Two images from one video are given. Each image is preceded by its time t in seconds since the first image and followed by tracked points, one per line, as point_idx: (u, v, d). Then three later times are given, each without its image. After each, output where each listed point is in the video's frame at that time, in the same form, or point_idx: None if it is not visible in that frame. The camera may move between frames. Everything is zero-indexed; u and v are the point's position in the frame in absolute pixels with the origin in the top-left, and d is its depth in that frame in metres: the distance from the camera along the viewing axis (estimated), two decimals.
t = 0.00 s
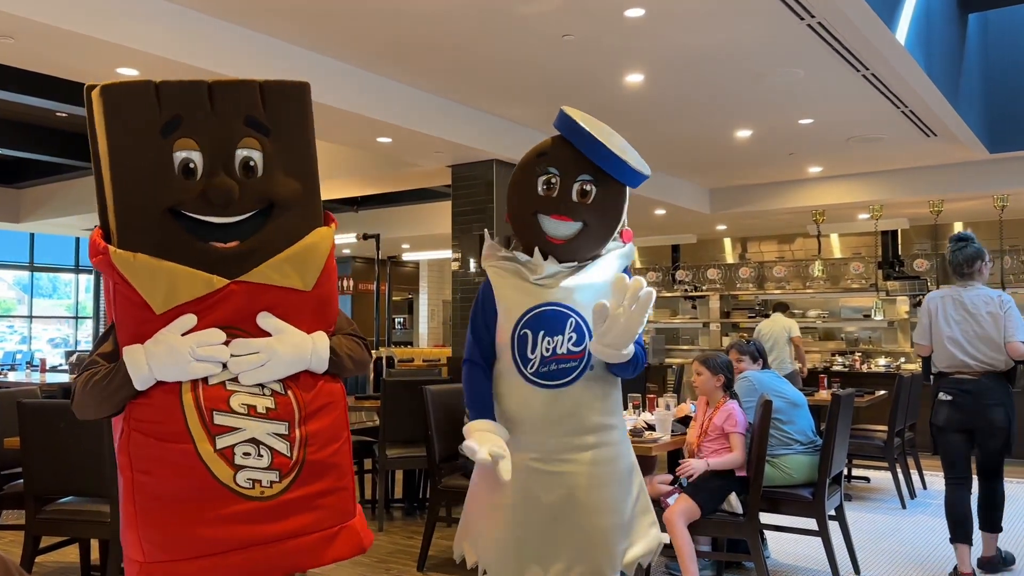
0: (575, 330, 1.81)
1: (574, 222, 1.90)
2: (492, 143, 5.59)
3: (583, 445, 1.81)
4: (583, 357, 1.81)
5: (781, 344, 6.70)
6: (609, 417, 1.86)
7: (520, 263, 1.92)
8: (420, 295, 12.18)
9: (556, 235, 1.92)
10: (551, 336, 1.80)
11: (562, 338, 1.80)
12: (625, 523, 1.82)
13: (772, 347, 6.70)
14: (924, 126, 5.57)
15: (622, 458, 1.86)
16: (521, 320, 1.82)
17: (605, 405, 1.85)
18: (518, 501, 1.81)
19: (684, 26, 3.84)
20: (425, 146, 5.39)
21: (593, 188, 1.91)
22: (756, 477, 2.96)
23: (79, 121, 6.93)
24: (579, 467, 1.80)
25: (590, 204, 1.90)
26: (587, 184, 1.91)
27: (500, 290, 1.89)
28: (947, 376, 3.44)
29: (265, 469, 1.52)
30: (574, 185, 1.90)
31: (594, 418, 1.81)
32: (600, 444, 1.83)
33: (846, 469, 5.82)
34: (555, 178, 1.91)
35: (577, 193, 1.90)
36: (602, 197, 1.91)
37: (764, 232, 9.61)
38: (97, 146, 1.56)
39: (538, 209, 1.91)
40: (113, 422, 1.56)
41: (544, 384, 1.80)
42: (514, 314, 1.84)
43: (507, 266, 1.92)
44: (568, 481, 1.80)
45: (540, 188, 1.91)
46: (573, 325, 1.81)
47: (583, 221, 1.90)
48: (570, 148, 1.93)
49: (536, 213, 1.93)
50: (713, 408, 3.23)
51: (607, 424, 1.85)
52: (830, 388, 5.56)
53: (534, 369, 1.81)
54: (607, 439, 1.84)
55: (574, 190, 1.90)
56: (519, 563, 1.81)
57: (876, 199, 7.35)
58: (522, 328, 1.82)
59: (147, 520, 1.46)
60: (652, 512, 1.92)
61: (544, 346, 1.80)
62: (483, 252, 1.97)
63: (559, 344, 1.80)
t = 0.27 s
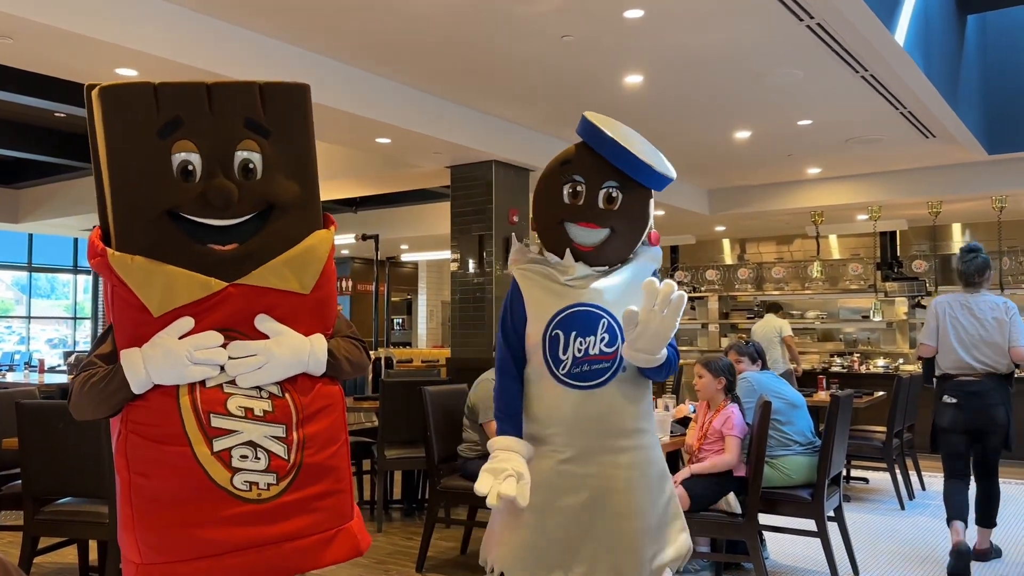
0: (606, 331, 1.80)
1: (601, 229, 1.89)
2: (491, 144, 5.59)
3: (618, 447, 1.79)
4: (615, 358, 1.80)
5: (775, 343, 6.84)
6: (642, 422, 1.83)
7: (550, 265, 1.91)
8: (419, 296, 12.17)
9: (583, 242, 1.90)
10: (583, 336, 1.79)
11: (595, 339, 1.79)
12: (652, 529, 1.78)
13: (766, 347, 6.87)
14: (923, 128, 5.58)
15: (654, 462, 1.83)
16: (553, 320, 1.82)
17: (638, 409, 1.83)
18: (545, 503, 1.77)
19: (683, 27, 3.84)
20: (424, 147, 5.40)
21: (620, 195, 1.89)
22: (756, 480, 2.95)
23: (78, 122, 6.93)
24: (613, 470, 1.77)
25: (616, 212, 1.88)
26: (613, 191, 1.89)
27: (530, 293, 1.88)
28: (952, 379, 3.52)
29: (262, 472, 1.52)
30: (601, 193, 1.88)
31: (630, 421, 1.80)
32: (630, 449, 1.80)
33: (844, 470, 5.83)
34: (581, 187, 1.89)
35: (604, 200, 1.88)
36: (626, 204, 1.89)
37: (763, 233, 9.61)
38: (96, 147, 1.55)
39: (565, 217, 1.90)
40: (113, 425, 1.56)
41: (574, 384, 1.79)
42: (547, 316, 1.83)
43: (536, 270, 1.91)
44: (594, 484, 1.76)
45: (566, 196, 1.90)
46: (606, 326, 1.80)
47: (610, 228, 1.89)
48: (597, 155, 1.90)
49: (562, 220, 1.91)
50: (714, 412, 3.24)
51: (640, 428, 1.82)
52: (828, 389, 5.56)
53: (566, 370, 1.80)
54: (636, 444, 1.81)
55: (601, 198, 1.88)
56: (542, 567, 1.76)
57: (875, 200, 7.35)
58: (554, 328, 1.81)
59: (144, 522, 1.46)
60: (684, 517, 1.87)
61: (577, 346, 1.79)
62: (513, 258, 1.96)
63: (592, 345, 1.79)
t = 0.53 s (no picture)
0: (614, 331, 1.80)
1: (616, 233, 1.88)
2: (490, 145, 5.59)
3: (620, 450, 1.79)
4: (622, 358, 1.80)
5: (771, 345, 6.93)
6: (648, 425, 1.83)
7: (561, 265, 1.91)
8: (418, 297, 12.18)
9: (597, 245, 1.90)
10: (590, 336, 1.79)
11: (601, 339, 1.79)
12: (654, 533, 1.77)
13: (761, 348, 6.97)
14: (922, 129, 5.59)
15: (655, 465, 1.83)
16: (559, 319, 1.82)
17: (645, 413, 1.83)
18: (549, 505, 1.77)
19: (683, 29, 3.85)
20: (423, 148, 5.40)
21: (637, 201, 1.89)
22: (756, 481, 2.95)
23: (76, 123, 6.92)
24: (613, 474, 1.77)
25: (632, 217, 1.88)
26: (631, 196, 1.88)
27: (538, 292, 1.89)
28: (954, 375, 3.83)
29: (263, 472, 1.51)
30: (618, 197, 1.88)
31: (632, 425, 1.79)
32: (634, 451, 1.80)
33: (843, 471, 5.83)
34: (599, 189, 1.88)
35: (621, 204, 1.88)
36: (644, 208, 1.89)
37: (762, 234, 9.62)
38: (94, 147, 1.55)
39: (581, 217, 1.90)
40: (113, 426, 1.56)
41: (581, 382, 1.79)
42: (555, 313, 1.83)
43: (546, 269, 1.91)
44: (599, 486, 1.76)
45: (583, 198, 1.90)
46: (613, 326, 1.80)
47: (626, 232, 1.89)
48: (618, 159, 1.90)
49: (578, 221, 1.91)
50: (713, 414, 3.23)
51: (647, 434, 1.83)
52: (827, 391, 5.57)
53: (571, 368, 1.80)
54: (639, 447, 1.81)
55: (618, 201, 1.88)
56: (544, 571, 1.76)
57: (874, 202, 7.36)
58: (560, 326, 1.81)
59: (145, 523, 1.45)
60: (681, 530, 1.86)
61: (583, 345, 1.79)
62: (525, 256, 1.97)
63: (598, 345, 1.79)
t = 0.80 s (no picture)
0: (612, 334, 1.80)
1: (620, 233, 1.89)
2: (489, 147, 5.59)
3: (615, 453, 1.78)
4: (619, 361, 1.80)
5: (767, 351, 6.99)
6: (647, 432, 1.83)
7: (563, 266, 1.92)
8: (417, 299, 12.18)
9: (601, 245, 1.91)
10: (588, 337, 1.80)
11: (600, 340, 1.80)
12: (648, 538, 1.75)
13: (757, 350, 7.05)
14: (921, 131, 5.60)
15: (654, 468, 1.83)
16: (557, 321, 1.82)
17: (641, 415, 1.83)
18: (547, 508, 1.77)
19: (682, 30, 3.85)
20: (423, 150, 5.40)
21: (643, 202, 1.89)
22: (756, 481, 2.95)
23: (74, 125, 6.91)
24: (607, 479, 1.77)
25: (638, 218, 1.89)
26: (637, 197, 1.89)
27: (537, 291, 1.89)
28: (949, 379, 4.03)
29: (264, 475, 1.51)
30: (625, 196, 1.88)
31: (629, 429, 1.79)
32: (634, 454, 1.80)
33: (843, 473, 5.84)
34: (606, 187, 1.89)
35: (627, 204, 1.88)
36: (650, 210, 1.90)
37: (761, 235, 9.63)
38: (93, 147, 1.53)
39: (586, 216, 1.91)
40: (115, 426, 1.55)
41: (577, 384, 1.80)
42: (553, 313, 1.84)
43: (547, 270, 1.92)
44: (601, 488, 1.76)
45: (590, 196, 1.91)
46: (611, 329, 1.80)
47: (630, 233, 1.89)
48: (627, 160, 1.91)
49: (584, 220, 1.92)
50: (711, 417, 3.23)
51: (641, 435, 1.82)
52: (827, 392, 5.57)
53: (569, 369, 1.80)
54: (637, 453, 1.80)
55: (624, 202, 1.88)
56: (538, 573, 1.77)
57: (873, 204, 7.36)
58: (559, 328, 1.82)
59: (145, 527, 1.45)
60: (677, 535, 1.86)
61: (581, 347, 1.80)
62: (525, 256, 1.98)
63: (597, 346, 1.79)
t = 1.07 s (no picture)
0: (609, 337, 1.81)
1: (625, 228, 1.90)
2: (488, 148, 5.59)
3: (616, 452, 1.78)
4: (617, 364, 1.81)
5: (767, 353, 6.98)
6: (644, 431, 1.83)
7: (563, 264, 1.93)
8: (416, 300, 12.18)
9: (604, 237, 1.91)
10: (585, 339, 1.81)
11: (597, 343, 1.81)
12: (648, 537, 1.76)
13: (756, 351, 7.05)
14: (920, 132, 5.60)
15: (652, 465, 1.83)
16: (555, 322, 1.84)
17: (640, 413, 1.83)
18: (548, 510, 1.77)
19: (681, 32, 3.86)
20: (422, 151, 5.40)
21: (650, 199, 1.90)
22: (756, 483, 2.95)
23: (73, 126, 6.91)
24: (607, 478, 1.76)
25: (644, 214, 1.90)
26: (644, 193, 1.90)
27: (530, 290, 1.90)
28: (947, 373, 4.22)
29: (269, 472, 1.51)
30: (632, 192, 1.89)
31: (627, 427, 1.79)
32: (636, 451, 1.80)
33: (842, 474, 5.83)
34: (615, 181, 1.90)
35: (633, 200, 1.89)
36: (655, 207, 1.91)
37: (760, 237, 9.63)
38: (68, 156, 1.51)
39: (592, 209, 1.91)
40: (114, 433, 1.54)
41: (574, 386, 1.80)
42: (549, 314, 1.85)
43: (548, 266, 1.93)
44: (607, 487, 1.76)
45: (598, 188, 1.91)
46: (608, 333, 1.82)
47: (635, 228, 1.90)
48: (637, 156, 1.92)
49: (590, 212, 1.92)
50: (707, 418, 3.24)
51: (641, 434, 1.82)
52: (826, 394, 5.57)
53: (566, 371, 1.81)
54: (636, 449, 1.80)
55: (631, 197, 1.89)
56: None
57: (873, 205, 7.35)
58: (556, 330, 1.83)
59: (153, 532, 1.45)
60: (675, 532, 1.86)
61: (578, 348, 1.81)
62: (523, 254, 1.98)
63: (594, 349, 1.81)
